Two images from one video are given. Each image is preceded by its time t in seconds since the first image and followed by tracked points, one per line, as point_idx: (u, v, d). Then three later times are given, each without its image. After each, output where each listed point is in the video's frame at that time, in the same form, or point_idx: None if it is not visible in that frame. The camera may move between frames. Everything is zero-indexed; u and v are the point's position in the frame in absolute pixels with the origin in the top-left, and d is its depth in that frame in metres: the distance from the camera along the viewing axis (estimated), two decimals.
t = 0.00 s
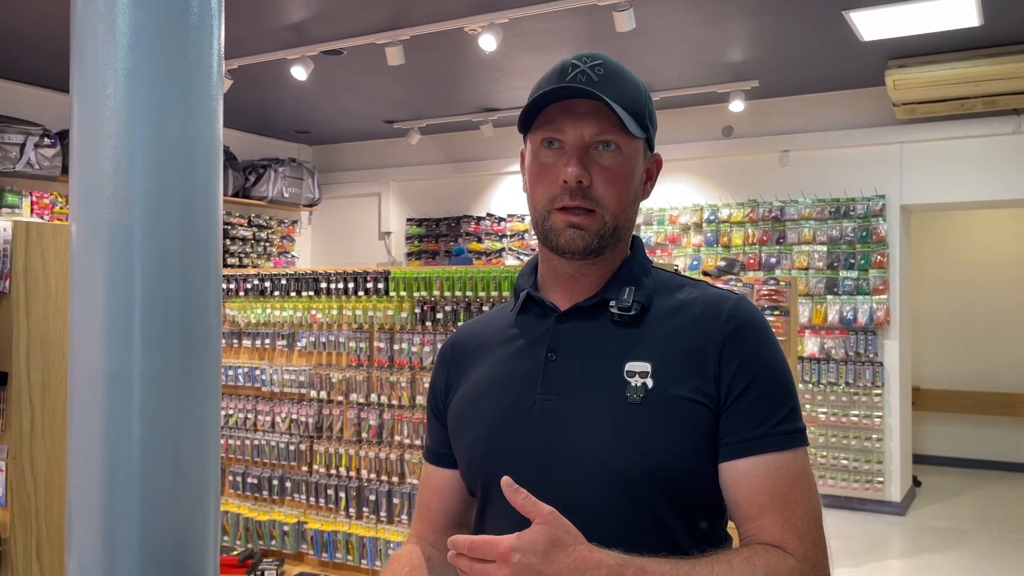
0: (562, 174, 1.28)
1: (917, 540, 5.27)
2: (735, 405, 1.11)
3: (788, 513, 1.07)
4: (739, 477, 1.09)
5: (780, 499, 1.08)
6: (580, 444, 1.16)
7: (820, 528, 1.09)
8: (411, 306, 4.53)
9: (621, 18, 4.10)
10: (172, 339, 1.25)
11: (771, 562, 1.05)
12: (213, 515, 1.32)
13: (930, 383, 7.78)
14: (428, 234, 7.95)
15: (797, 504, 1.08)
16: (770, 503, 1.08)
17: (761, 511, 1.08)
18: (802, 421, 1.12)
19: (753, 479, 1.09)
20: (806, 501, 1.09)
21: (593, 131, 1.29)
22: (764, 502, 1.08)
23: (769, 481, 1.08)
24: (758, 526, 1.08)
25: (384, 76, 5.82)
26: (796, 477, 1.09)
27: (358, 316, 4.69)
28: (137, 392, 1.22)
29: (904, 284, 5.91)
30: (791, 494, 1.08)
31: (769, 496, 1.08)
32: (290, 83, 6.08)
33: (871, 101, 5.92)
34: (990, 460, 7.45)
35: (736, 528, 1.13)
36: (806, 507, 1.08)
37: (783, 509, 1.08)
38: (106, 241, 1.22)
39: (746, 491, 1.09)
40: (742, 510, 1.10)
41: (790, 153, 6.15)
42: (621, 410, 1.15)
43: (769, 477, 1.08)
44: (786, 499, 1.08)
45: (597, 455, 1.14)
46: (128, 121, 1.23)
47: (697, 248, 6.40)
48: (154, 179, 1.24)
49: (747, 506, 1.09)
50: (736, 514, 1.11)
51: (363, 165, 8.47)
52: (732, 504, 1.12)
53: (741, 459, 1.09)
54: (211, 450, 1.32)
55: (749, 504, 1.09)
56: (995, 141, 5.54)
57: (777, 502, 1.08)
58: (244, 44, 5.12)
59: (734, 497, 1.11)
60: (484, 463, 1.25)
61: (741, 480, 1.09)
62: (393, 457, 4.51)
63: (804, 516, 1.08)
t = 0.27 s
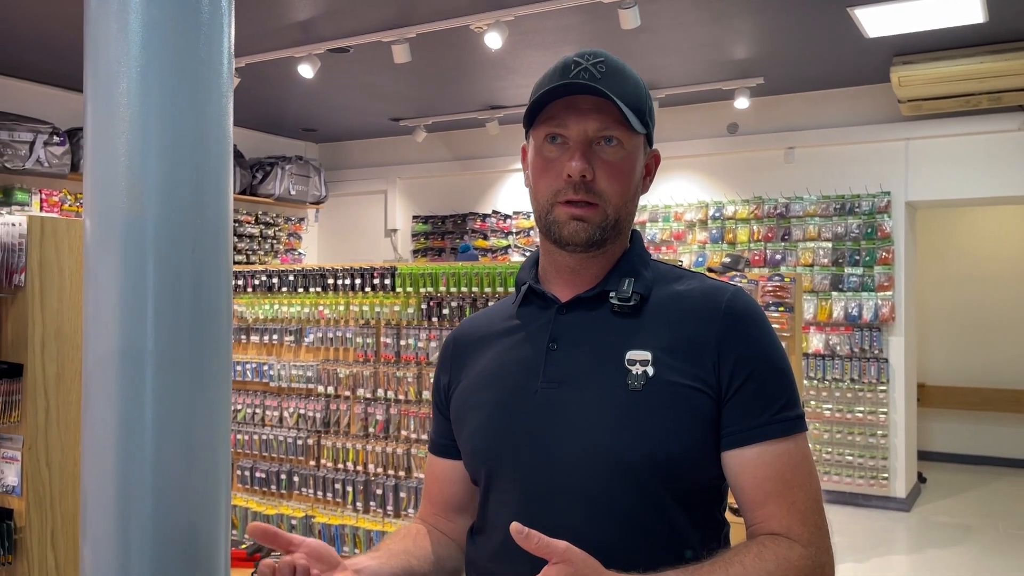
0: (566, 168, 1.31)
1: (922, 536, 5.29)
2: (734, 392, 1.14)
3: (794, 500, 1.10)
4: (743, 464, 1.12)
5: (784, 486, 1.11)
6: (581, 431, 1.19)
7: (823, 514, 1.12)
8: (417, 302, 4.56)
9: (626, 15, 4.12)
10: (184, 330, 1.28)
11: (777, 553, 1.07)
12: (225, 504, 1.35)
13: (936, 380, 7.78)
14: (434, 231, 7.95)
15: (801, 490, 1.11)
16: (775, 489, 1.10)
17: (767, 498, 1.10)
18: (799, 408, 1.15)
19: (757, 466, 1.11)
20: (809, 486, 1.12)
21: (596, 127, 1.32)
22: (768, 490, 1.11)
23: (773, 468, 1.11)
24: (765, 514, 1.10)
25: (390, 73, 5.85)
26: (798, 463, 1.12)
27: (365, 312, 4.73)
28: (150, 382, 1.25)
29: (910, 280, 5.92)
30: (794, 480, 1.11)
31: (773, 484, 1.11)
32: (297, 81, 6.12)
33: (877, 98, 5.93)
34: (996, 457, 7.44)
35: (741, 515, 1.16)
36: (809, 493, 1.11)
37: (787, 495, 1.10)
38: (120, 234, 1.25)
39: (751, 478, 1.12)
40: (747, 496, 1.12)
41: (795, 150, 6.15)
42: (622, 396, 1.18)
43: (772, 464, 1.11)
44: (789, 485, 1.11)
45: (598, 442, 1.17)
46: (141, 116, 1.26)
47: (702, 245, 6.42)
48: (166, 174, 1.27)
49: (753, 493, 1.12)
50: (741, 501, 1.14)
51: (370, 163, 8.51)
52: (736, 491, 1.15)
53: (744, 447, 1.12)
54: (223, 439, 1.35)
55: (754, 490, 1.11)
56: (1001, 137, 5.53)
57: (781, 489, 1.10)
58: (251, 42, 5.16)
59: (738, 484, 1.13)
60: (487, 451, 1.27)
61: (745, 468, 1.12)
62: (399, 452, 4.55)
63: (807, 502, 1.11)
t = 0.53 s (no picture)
0: (560, 166, 1.33)
1: (925, 532, 5.30)
2: (729, 387, 1.16)
3: (787, 494, 1.12)
4: (738, 459, 1.14)
5: (778, 480, 1.13)
6: (578, 424, 1.21)
7: (817, 508, 1.14)
8: (421, 300, 4.59)
9: (628, 13, 4.14)
10: (191, 326, 1.30)
11: (770, 546, 1.09)
12: (231, 497, 1.37)
13: (939, 377, 7.78)
14: (437, 229, 8.00)
15: (794, 484, 1.13)
16: (768, 483, 1.13)
17: (761, 492, 1.13)
18: (795, 403, 1.17)
19: (752, 460, 1.13)
20: (803, 481, 1.14)
21: (588, 125, 1.34)
22: (763, 484, 1.13)
23: (767, 462, 1.13)
24: (759, 508, 1.13)
25: (393, 72, 5.87)
26: (792, 458, 1.14)
27: (369, 309, 4.75)
28: (158, 377, 1.27)
29: (912, 277, 5.93)
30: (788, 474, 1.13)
31: (767, 478, 1.13)
32: (300, 79, 6.14)
33: (879, 96, 5.93)
34: (999, 454, 7.45)
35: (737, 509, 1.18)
36: (803, 487, 1.13)
37: (780, 489, 1.12)
38: (129, 231, 1.28)
39: (745, 471, 1.14)
40: (741, 489, 1.15)
41: (798, 147, 6.16)
42: (619, 390, 1.20)
43: (766, 458, 1.13)
44: (783, 480, 1.13)
45: (595, 435, 1.19)
46: (149, 116, 1.28)
47: (705, 242, 6.43)
48: (174, 172, 1.29)
49: (748, 487, 1.14)
50: (737, 494, 1.16)
51: (373, 161, 8.53)
52: (732, 485, 1.17)
53: (739, 442, 1.14)
54: (229, 434, 1.37)
55: (748, 483, 1.13)
56: (1004, 134, 5.54)
57: (775, 483, 1.12)
58: (255, 40, 5.18)
59: (733, 478, 1.15)
60: (487, 445, 1.30)
61: (740, 462, 1.14)
62: (404, 448, 4.58)
63: (801, 496, 1.13)
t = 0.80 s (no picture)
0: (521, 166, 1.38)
1: (924, 529, 5.32)
2: (739, 394, 1.18)
3: (789, 499, 1.15)
4: (745, 464, 1.17)
5: (781, 485, 1.15)
6: (589, 426, 1.23)
7: (818, 513, 1.17)
8: (423, 299, 4.62)
9: (629, 13, 4.16)
10: (200, 330, 1.32)
11: (769, 551, 1.13)
12: (240, 498, 1.39)
13: (938, 374, 7.81)
14: (437, 227, 8.00)
15: (797, 490, 1.16)
16: (772, 489, 1.15)
17: (764, 497, 1.15)
18: (802, 411, 1.19)
19: (757, 466, 1.16)
20: (805, 487, 1.17)
21: (540, 121, 1.37)
22: (766, 491, 1.15)
23: (772, 468, 1.16)
24: (761, 513, 1.16)
25: (394, 71, 5.89)
26: (796, 465, 1.17)
27: (371, 308, 4.78)
28: (168, 379, 1.30)
29: (912, 275, 5.96)
30: (792, 480, 1.16)
31: (770, 483, 1.15)
32: (301, 78, 6.16)
33: (878, 94, 5.95)
34: (998, 450, 7.48)
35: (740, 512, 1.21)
36: (805, 493, 1.16)
37: (783, 494, 1.15)
38: (139, 236, 1.30)
39: (751, 477, 1.16)
40: (746, 494, 1.17)
41: (797, 145, 6.19)
42: (629, 394, 1.22)
43: (771, 465, 1.16)
44: (786, 484, 1.16)
45: (606, 438, 1.21)
46: (159, 122, 1.30)
47: (705, 241, 6.45)
48: (184, 178, 1.31)
49: (752, 492, 1.16)
50: (740, 498, 1.19)
51: (373, 159, 8.55)
52: (736, 489, 1.20)
53: (745, 448, 1.17)
54: (238, 435, 1.39)
55: (753, 488, 1.16)
56: (1003, 133, 5.57)
57: (778, 488, 1.15)
58: (256, 40, 5.20)
59: (739, 483, 1.18)
60: (498, 445, 1.32)
61: (745, 467, 1.17)
62: (406, 446, 4.60)
63: (803, 502, 1.16)
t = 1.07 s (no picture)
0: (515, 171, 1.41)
1: (918, 525, 5.37)
2: (742, 387, 1.21)
3: (805, 489, 1.16)
4: (757, 455, 1.18)
5: (795, 475, 1.16)
6: (594, 423, 1.26)
7: (835, 501, 1.18)
8: (422, 298, 4.64)
9: (626, 13, 4.18)
10: (209, 330, 1.34)
11: (789, 544, 1.13)
12: (248, 496, 1.41)
13: (932, 370, 7.87)
14: (434, 224, 7.99)
15: (811, 479, 1.17)
16: (786, 479, 1.16)
17: (781, 488, 1.16)
18: (808, 401, 1.21)
19: (770, 456, 1.18)
20: (819, 474, 1.18)
21: (533, 127, 1.40)
22: (780, 481, 1.17)
23: (784, 458, 1.17)
24: (781, 504, 1.16)
25: (391, 69, 5.89)
26: (808, 453, 1.18)
27: (370, 307, 4.80)
28: (178, 379, 1.31)
29: (906, 272, 6.01)
30: (805, 470, 1.17)
31: (784, 474, 1.17)
32: (298, 76, 6.16)
33: (872, 92, 5.99)
34: (990, 446, 7.55)
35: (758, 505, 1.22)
36: (819, 481, 1.17)
37: (798, 484, 1.16)
38: (149, 238, 1.31)
39: (765, 468, 1.18)
40: (762, 486, 1.19)
41: (792, 143, 6.22)
42: (633, 391, 1.25)
43: (783, 455, 1.17)
44: (801, 474, 1.17)
45: (611, 435, 1.24)
46: (168, 126, 1.32)
47: (701, 238, 6.49)
48: (193, 180, 1.33)
49: (767, 483, 1.18)
50: (757, 490, 1.20)
51: (369, 157, 8.55)
52: (751, 481, 1.21)
53: (756, 440, 1.18)
54: (246, 434, 1.41)
55: (768, 479, 1.18)
56: (996, 131, 5.61)
57: (792, 478, 1.16)
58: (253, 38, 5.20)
59: (754, 474, 1.19)
60: (505, 444, 1.35)
61: (758, 459, 1.19)
62: (405, 444, 4.62)
63: (819, 490, 1.17)
